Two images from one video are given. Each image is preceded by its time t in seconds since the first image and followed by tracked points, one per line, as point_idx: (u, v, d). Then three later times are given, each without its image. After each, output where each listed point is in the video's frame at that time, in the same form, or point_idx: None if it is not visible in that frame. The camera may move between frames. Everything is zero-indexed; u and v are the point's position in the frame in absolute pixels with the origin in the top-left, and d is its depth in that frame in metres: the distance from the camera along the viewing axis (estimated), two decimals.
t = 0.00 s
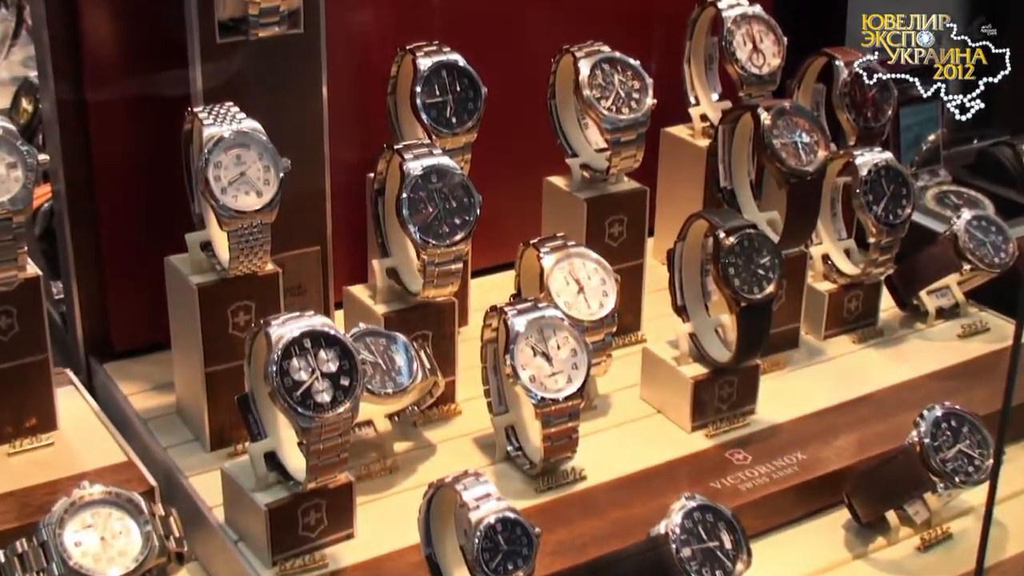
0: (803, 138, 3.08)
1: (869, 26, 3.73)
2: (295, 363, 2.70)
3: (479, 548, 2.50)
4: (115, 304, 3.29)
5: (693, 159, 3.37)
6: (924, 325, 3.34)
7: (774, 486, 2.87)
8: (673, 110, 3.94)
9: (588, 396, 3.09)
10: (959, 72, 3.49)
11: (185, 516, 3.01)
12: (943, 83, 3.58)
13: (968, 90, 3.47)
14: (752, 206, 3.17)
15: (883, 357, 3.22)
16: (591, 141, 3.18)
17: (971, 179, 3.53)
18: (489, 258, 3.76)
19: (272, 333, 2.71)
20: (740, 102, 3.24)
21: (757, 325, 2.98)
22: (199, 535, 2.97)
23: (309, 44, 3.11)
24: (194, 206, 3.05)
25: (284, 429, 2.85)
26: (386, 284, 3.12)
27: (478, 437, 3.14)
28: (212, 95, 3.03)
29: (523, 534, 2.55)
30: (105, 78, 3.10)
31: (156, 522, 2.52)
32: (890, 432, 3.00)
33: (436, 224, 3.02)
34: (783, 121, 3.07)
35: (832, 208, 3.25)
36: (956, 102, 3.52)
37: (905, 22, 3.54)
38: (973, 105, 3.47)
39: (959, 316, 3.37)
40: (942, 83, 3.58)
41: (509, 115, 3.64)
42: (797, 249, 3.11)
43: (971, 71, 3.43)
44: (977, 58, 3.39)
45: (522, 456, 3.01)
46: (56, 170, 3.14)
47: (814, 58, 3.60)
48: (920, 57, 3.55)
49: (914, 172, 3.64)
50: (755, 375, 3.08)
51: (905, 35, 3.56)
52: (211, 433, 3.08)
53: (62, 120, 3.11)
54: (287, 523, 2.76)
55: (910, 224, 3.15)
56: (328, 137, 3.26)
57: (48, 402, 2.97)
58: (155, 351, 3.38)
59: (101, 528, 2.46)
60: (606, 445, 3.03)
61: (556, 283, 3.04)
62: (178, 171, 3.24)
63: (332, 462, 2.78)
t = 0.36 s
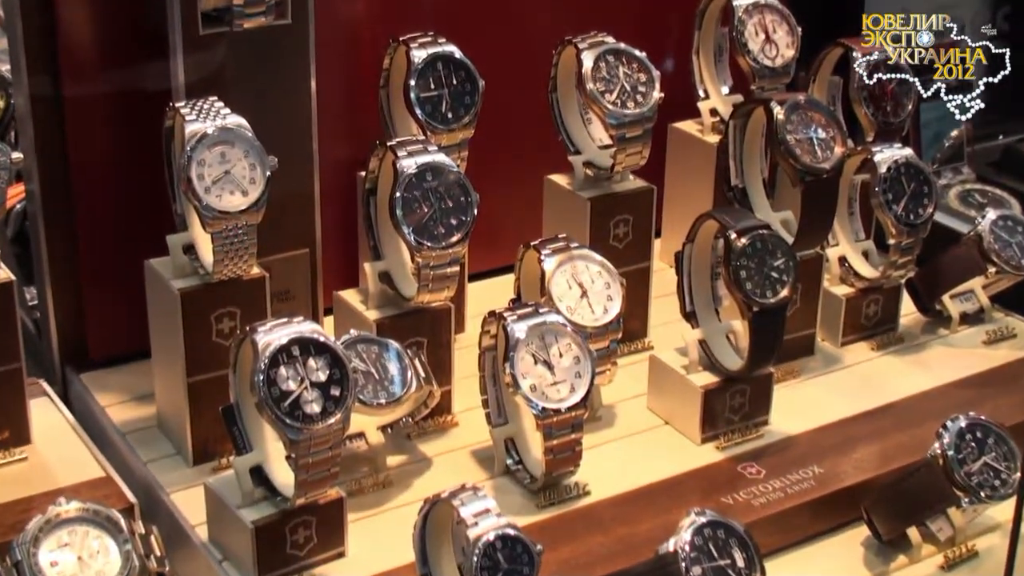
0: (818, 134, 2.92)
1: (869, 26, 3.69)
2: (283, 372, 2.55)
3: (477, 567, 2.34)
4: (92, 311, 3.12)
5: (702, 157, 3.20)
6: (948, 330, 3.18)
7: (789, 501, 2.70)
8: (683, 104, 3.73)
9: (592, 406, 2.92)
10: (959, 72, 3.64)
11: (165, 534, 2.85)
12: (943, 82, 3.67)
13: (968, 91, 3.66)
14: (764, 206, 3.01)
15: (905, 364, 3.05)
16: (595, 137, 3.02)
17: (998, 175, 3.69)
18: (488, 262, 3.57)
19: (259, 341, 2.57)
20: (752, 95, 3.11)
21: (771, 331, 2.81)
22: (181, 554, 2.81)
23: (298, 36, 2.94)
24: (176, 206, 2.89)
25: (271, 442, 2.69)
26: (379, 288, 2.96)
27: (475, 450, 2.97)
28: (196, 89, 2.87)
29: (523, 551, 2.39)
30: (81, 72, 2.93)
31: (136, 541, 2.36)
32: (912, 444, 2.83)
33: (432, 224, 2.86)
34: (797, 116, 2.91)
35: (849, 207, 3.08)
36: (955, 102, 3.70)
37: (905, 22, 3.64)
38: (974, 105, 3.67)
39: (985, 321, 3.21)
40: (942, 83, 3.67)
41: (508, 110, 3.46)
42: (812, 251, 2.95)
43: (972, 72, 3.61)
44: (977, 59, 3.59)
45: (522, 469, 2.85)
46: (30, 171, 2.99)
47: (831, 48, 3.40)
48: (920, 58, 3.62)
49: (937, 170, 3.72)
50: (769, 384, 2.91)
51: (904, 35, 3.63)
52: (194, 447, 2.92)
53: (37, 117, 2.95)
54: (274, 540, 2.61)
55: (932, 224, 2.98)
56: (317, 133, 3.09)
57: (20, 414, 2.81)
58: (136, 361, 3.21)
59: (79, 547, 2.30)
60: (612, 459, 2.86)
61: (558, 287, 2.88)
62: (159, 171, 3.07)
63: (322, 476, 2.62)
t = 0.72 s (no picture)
0: (832, 130, 2.76)
1: (869, 26, 3.42)
2: (266, 382, 2.42)
3: None
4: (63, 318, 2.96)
5: (709, 155, 3.05)
6: (969, 338, 3.01)
7: (802, 519, 2.54)
8: (690, 98, 3.52)
9: (593, 418, 2.76)
10: (957, 72, 3.48)
11: (140, 554, 2.68)
12: (943, 83, 3.46)
13: (966, 91, 3.50)
14: (775, 206, 2.84)
15: (924, 374, 2.89)
16: (596, 134, 2.87)
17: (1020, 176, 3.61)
18: (482, 266, 3.36)
19: (240, 349, 2.43)
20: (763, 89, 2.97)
21: (783, 339, 2.66)
22: None
23: (281, 27, 2.78)
24: (153, 207, 2.73)
25: (254, 456, 2.53)
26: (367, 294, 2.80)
27: (470, 465, 2.80)
28: (174, 83, 2.72)
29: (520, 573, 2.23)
30: (51, 63, 2.78)
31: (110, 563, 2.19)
32: (932, 459, 2.67)
33: (423, 225, 2.72)
34: (810, 110, 2.76)
35: (865, 207, 2.92)
36: (955, 102, 3.51)
37: (904, 22, 3.43)
38: (973, 105, 3.53)
39: (1008, 328, 3.05)
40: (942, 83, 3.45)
41: (506, 105, 3.25)
42: (826, 254, 2.79)
43: (971, 72, 3.48)
44: (977, 59, 3.49)
45: (520, 486, 2.69)
46: None
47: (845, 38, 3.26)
48: (920, 57, 3.39)
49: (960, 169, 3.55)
50: (780, 395, 2.75)
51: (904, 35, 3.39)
52: (171, 462, 2.75)
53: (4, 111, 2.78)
54: (257, 561, 2.46)
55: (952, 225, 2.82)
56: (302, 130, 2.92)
57: None
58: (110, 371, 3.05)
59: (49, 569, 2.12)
60: (614, 474, 2.70)
61: (557, 292, 2.73)
62: (135, 169, 2.91)
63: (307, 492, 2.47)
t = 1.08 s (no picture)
0: (847, 126, 2.61)
1: (869, 24, 3.17)
2: (249, 396, 2.26)
3: None
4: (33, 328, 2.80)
5: (717, 155, 2.90)
6: (993, 348, 2.86)
7: (817, 539, 2.38)
8: (697, 92, 3.34)
9: (595, 433, 2.60)
10: (958, 73, 3.21)
11: None
12: (943, 83, 3.19)
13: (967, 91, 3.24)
14: (787, 208, 2.68)
15: (945, 385, 2.73)
16: (596, 131, 2.71)
17: None
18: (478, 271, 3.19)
19: (221, 360, 2.28)
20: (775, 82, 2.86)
21: (796, 348, 2.50)
22: None
23: (263, 18, 2.63)
24: (128, 210, 2.58)
25: (236, 473, 2.38)
26: (355, 301, 2.64)
27: (464, 483, 2.64)
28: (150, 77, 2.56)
29: None
30: (20, 55, 2.63)
31: None
32: (955, 475, 2.51)
33: (413, 229, 2.58)
34: (823, 106, 2.61)
35: (882, 209, 2.76)
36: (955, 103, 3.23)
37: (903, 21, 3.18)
38: (973, 106, 3.25)
39: None
40: (943, 84, 3.20)
41: (501, 101, 3.09)
42: (841, 257, 2.64)
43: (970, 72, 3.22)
44: (978, 59, 3.24)
45: (517, 505, 2.53)
46: None
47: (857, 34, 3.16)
48: (920, 58, 3.18)
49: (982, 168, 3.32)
50: (793, 407, 2.59)
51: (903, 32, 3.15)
52: (147, 481, 2.59)
53: None
54: None
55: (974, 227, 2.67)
56: (286, 127, 2.76)
57: None
58: (84, 384, 2.89)
59: None
60: (617, 493, 2.54)
61: (556, 299, 2.57)
62: (109, 170, 2.75)
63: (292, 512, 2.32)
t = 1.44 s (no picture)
0: (861, 127, 2.49)
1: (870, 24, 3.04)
2: (235, 411, 2.14)
3: None
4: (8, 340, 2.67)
5: (727, 157, 2.78)
6: (1014, 360, 2.74)
7: (830, 561, 2.25)
8: (702, 91, 3.21)
9: (596, 450, 2.48)
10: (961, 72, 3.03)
11: None
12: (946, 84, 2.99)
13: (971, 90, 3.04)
14: (798, 213, 2.57)
15: (963, 400, 2.61)
16: (597, 133, 2.59)
17: None
18: (475, 279, 3.07)
19: (206, 374, 2.16)
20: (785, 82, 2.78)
21: (808, 360, 2.39)
22: None
23: (249, 13, 2.51)
24: (106, 215, 2.45)
25: (221, 492, 2.26)
26: (345, 311, 2.52)
27: (460, 502, 2.52)
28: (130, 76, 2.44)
29: None
30: None
31: None
32: (975, 493, 2.39)
33: (406, 235, 2.46)
34: (836, 107, 2.49)
35: (897, 214, 2.64)
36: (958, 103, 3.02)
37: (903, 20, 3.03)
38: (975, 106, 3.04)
39: None
40: (945, 84, 2.99)
41: (498, 99, 2.96)
42: (855, 265, 2.52)
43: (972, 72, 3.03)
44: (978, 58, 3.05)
45: (515, 525, 2.41)
46: None
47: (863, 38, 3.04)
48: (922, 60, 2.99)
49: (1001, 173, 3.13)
50: (805, 422, 2.46)
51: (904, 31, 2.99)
52: (126, 500, 2.47)
53: None
54: None
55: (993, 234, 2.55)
56: (273, 128, 2.64)
57: None
58: (61, 399, 2.76)
59: None
60: (621, 512, 2.41)
61: (556, 308, 2.45)
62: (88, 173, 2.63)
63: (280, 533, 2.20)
